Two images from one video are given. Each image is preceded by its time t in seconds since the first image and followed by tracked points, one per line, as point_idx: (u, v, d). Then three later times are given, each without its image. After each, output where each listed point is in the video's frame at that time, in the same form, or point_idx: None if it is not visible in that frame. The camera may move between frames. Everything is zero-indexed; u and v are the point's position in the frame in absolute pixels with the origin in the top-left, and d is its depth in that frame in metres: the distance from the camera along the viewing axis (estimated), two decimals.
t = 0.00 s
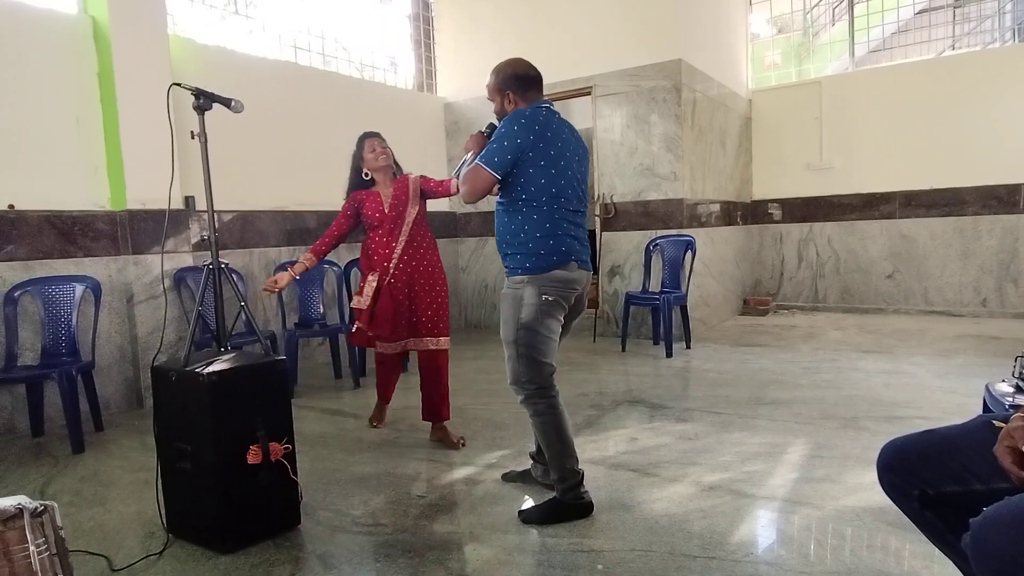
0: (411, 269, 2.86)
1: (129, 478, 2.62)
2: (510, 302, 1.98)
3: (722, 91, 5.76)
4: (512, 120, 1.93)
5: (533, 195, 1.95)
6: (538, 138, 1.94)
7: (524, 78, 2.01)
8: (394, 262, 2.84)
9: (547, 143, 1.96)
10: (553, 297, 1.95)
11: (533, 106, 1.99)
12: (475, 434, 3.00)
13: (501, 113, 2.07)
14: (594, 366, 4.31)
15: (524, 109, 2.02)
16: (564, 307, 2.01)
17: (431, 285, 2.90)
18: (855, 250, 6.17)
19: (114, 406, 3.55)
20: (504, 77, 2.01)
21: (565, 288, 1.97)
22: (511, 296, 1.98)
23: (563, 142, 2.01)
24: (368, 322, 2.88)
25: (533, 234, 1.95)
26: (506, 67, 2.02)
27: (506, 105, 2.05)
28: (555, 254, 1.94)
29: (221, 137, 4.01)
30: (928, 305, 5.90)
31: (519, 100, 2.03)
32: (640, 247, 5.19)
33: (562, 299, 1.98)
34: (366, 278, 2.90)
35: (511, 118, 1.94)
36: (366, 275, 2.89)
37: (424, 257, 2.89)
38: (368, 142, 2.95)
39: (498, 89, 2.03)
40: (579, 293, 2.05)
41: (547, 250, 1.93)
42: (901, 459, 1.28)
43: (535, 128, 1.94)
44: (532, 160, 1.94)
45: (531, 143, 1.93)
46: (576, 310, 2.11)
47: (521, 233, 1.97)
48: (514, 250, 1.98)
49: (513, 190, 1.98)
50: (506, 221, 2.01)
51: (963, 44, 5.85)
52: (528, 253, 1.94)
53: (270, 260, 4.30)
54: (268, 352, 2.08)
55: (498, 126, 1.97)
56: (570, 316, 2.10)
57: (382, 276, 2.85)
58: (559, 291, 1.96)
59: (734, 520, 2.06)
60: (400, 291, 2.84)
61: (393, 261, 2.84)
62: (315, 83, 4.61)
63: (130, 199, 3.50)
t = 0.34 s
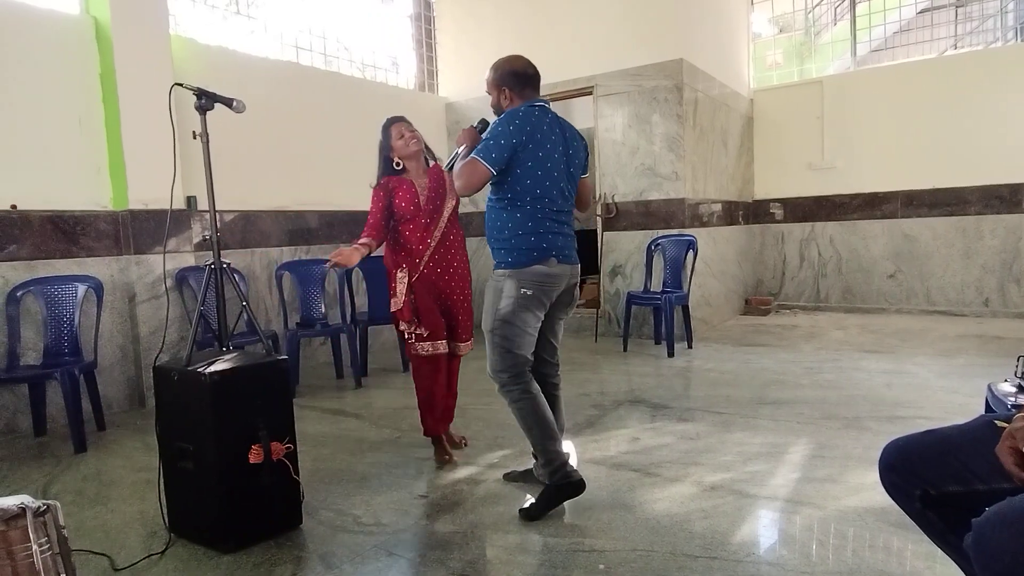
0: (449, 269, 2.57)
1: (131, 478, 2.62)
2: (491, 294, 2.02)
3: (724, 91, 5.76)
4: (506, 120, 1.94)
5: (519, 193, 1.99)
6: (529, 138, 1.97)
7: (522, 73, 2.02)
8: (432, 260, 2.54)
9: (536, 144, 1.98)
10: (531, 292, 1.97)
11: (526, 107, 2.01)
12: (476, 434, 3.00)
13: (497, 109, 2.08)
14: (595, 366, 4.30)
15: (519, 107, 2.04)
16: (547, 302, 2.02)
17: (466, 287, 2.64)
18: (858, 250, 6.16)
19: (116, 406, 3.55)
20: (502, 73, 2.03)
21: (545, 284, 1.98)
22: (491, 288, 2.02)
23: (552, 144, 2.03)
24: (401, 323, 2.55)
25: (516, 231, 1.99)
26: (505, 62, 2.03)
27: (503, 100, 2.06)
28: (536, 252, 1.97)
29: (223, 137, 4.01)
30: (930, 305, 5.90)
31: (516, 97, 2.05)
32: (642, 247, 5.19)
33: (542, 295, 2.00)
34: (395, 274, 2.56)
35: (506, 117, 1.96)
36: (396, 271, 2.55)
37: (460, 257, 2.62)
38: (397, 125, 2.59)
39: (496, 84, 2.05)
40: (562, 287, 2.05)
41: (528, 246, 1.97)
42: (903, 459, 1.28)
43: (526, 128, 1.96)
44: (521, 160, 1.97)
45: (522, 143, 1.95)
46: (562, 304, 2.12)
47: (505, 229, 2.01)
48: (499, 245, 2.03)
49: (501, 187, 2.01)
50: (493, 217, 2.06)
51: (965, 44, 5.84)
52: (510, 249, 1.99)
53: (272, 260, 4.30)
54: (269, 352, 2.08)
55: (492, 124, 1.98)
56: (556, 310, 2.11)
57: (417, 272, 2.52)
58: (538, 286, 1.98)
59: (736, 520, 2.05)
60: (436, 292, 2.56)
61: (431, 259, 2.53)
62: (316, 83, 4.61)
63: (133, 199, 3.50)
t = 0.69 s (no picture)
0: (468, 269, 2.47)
1: (134, 477, 2.63)
2: (487, 290, 2.02)
3: (726, 91, 5.75)
4: (504, 119, 1.95)
5: (513, 191, 2.00)
6: (526, 138, 1.98)
7: (513, 73, 2.03)
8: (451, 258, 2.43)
9: (531, 144, 1.99)
10: (526, 290, 1.98)
11: (521, 108, 2.01)
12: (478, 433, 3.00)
13: (490, 111, 2.08)
14: (597, 366, 4.30)
15: (512, 107, 2.04)
16: (542, 298, 2.04)
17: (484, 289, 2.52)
18: (860, 250, 6.15)
19: (118, 405, 3.56)
20: (494, 74, 2.03)
21: (540, 281, 2.00)
22: (488, 284, 2.02)
23: (546, 145, 2.05)
24: (416, 322, 2.43)
25: (508, 229, 1.99)
26: (497, 65, 2.03)
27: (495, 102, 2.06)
28: (528, 249, 1.98)
29: (225, 136, 4.02)
30: (932, 305, 5.89)
31: (507, 98, 2.05)
32: (643, 247, 5.19)
33: (537, 291, 2.01)
34: (411, 272, 2.44)
35: (504, 116, 1.97)
36: (413, 269, 2.44)
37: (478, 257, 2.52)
38: (411, 117, 2.47)
39: (487, 86, 2.05)
40: (556, 282, 2.07)
41: (519, 244, 1.98)
42: (905, 459, 1.28)
43: (523, 128, 1.97)
44: (517, 158, 1.98)
45: (518, 142, 1.96)
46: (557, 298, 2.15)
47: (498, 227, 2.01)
48: (491, 243, 2.03)
49: (495, 186, 2.01)
50: (485, 215, 2.06)
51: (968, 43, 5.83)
52: (503, 247, 1.99)
53: (274, 259, 4.30)
54: (271, 351, 2.08)
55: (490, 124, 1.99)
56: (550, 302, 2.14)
57: (436, 269, 2.42)
58: (533, 284, 1.99)
59: (738, 521, 2.05)
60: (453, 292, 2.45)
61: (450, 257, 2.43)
62: (318, 82, 4.62)
63: (135, 198, 3.51)
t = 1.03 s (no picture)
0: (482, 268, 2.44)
1: (136, 475, 2.63)
2: (490, 291, 2.02)
3: (728, 90, 5.75)
4: (506, 115, 1.96)
5: (515, 189, 2.00)
6: (528, 134, 2.00)
7: (504, 72, 2.03)
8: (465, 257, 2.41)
9: (533, 141, 2.02)
10: (530, 288, 1.98)
11: (521, 105, 2.03)
12: (478, 433, 3.00)
13: (485, 111, 2.08)
14: (598, 365, 4.31)
15: (507, 107, 2.05)
16: (544, 296, 2.04)
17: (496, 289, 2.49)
18: (861, 250, 6.15)
19: (120, 403, 3.56)
20: (487, 74, 2.03)
21: (543, 279, 2.00)
22: (490, 285, 2.02)
23: (545, 142, 2.07)
24: (436, 322, 2.41)
25: (512, 227, 1.99)
26: (488, 66, 2.04)
27: (489, 101, 2.06)
28: (532, 247, 1.99)
29: (227, 135, 4.02)
30: (933, 305, 5.88)
31: (500, 97, 2.05)
32: (645, 246, 5.19)
33: (540, 289, 2.02)
34: (424, 271, 2.42)
35: (506, 112, 1.97)
36: (426, 268, 2.42)
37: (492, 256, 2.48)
38: (424, 113, 2.48)
39: (481, 86, 2.05)
40: (557, 279, 2.08)
41: (523, 242, 1.98)
42: (908, 459, 1.27)
43: (525, 125, 1.99)
44: (520, 155, 1.99)
45: (521, 139, 1.97)
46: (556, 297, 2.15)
47: (501, 225, 2.00)
48: (493, 241, 2.02)
49: (495, 183, 2.01)
50: (484, 213, 2.04)
51: (971, 43, 5.81)
52: (507, 245, 1.99)
53: (276, 258, 4.31)
54: (273, 349, 2.08)
55: (491, 120, 1.98)
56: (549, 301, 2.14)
57: (452, 269, 2.40)
58: (536, 282, 1.99)
59: (739, 521, 2.05)
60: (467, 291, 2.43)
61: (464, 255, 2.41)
62: (320, 81, 4.62)
63: (137, 196, 3.51)
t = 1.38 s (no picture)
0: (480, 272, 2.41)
1: (137, 474, 2.63)
2: (494, 290, 2.02)
3: (730, 90, 5.74)
4: (505, 115, 1.96)
5: (518, 188, 2.00)
6: (528, 132, 2.00)
7: (501, 74, 2.04)
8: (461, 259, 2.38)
9: (534, 139, 2.02)
10: (534, 288, 1.98)
11: (520, 104, 2.03)
12: (479, 432, 2.99)
13: (484, 112, 2.09)
14: (599, 365, 4.30)
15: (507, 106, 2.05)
16: (547, 296, 2.04)
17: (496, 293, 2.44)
18: (862, 250, 6.14)
19: (121, 401, 3.57)
20: (484, 75, 2.04)
21: (547, 279, 2.00)
22: (494, 284, 2.01)
23: (546, 140, 2.08)
24: (427, 325, 2.43)
25: (517, 227, 1.99)
26: (485, 67, 2.05)
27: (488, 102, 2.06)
28: (539, 246, 1.99)
29: (228, 135, 4.02)
30: (935, 305, 5.88)
31: (500, 96, 2.05)
32: (646, 246, 5.19)
33: (544, 290, 2.02)
34: (422, 272, 2.43)
35: (505, 111, 1.97)
36: (424, 268, 2.43)
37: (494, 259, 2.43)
38: (435, 113, 2.36)
39: (478, 87, 2.05)
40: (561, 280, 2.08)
41: (529, 242, 1.98)
42: (909, 460, 1.27)
43: (525, 123, 1.99)
44: (522, 154, 1.99)
45: (522, 138, 1.97)
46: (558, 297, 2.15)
47: (506, 224, 2.00)
48: (498, 241, 2.01)
49: (498, 183, 2.00)
50: (488, 214, 2.04)
51: (973, 43, 5.80)
52: (513, 244, 1.98)
53: (277, 257, 4.31)
54: (274, 348, 2.08)
55: (490, 120, 1.98)
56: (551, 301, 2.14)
57: (448, 271, 2.38)
58: (540, 283, 1.99)
59: (739, 520, 2.05)
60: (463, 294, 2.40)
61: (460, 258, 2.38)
62: (321, 81, 4.62)
63: (138, 195, 3.52)
